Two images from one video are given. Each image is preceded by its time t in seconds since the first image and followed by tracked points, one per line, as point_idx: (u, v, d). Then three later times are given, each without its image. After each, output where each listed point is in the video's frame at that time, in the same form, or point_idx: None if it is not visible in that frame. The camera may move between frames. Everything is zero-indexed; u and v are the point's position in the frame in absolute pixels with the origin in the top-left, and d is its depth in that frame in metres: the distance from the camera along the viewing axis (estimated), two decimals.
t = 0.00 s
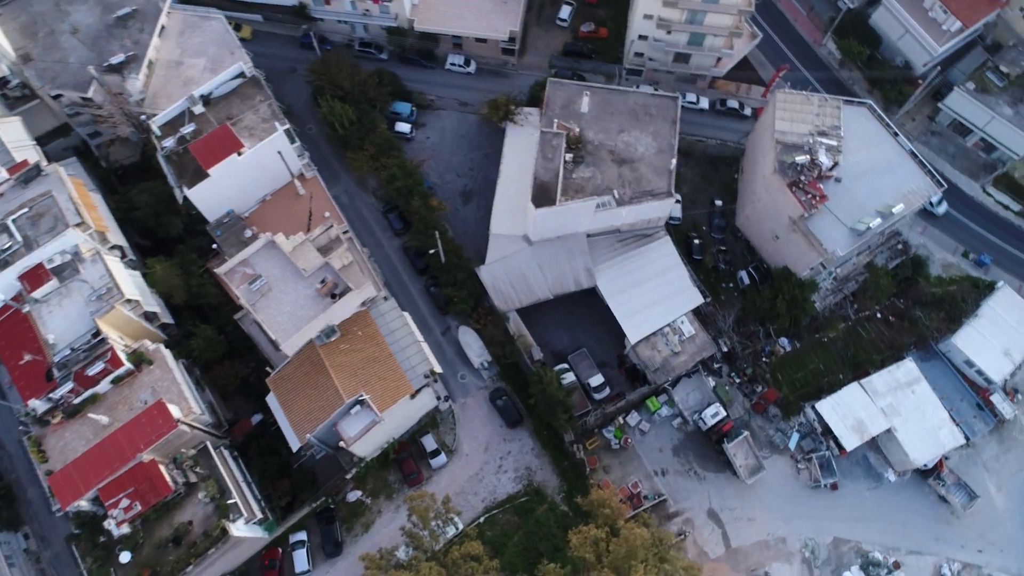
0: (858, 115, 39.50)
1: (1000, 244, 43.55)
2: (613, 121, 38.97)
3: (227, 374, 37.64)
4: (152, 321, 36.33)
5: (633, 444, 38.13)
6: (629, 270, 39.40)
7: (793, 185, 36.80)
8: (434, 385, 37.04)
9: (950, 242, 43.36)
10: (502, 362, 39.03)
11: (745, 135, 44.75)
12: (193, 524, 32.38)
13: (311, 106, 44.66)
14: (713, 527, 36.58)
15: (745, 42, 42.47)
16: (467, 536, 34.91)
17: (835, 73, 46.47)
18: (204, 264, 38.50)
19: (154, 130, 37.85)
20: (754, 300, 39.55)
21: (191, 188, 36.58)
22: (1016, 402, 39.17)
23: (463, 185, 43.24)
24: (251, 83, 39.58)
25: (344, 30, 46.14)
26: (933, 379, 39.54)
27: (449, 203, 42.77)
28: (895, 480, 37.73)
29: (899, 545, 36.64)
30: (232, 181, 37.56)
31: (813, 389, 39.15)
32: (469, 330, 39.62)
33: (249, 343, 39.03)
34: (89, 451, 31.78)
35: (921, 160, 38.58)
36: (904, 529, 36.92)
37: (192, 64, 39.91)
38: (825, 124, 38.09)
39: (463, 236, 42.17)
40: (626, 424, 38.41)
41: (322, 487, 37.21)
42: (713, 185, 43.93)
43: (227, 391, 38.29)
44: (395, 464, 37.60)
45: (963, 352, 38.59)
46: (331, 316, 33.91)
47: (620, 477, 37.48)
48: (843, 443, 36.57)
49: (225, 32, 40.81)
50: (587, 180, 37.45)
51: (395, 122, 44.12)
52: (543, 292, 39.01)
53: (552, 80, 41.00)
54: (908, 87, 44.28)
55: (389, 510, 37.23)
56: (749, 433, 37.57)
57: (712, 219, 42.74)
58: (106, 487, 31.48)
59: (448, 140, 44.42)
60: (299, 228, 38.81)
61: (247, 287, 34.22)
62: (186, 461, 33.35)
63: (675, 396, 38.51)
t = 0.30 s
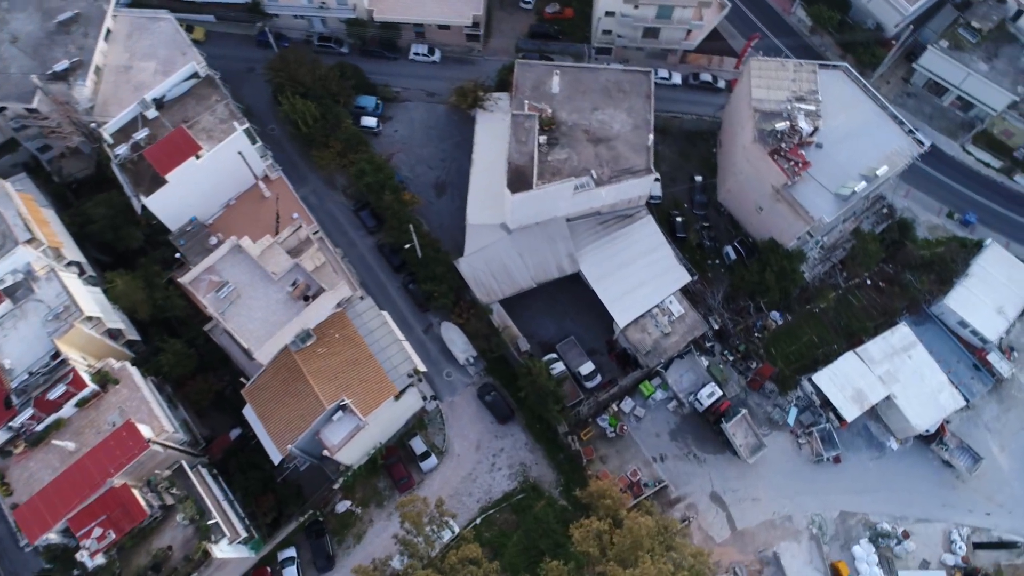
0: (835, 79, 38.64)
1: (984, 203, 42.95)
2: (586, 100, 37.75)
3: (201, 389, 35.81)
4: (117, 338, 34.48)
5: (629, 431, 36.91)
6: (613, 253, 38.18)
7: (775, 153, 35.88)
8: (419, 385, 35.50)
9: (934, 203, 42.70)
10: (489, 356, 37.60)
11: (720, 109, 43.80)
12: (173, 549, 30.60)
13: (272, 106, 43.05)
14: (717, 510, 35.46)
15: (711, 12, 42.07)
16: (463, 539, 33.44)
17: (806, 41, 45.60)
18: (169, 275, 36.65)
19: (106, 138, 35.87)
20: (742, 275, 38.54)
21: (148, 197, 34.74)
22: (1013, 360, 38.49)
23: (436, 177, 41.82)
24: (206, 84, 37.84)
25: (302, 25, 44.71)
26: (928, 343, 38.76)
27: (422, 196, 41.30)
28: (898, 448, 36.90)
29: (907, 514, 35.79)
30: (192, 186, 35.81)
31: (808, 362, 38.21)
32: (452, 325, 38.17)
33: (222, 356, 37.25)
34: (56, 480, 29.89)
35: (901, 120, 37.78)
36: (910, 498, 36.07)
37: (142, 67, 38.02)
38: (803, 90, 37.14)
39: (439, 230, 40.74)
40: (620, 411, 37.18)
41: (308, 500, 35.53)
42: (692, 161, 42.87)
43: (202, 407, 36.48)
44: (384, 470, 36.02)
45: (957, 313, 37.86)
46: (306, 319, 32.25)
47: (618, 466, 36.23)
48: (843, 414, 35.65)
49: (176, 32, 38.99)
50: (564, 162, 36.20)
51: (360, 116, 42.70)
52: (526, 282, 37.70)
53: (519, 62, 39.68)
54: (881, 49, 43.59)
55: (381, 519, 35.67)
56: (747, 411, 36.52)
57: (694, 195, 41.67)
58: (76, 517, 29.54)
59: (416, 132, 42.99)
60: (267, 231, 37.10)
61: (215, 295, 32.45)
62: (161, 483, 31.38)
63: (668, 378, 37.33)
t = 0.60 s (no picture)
0: (805, 41, 37.72)
1: (963, 158, 42.34)
2: (553, 78, 36.48)
3: (171, 408, 33.86)
4: (76, 362, 32.46)
5: (624, 417, 35.64)
6: (593, 234, 36.89)
7: (751, 119, 34.80)
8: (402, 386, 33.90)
9: (913, 162, 42.00)
10: (472, 351, 36.13)
11: (690, 81, 42.76)
12: None
13: (228, 109, 41.27)
14: (720, 492, 34.29)
15: None
16: (460, 543, 31.88)
17: (772, 7, 44.66)
18: (128, 291, 34.66)
19: (49, 151, 33.90)
20: (727, 248, 37.45)
21: (98, 210, 32.71)
22: (1006, 314, 37.83)
23: (404, 170, 40.35)
24: (153, 87, 36.04)
25: (252, 24, 43.10)
26: (920, 303, 37.95)
27: (391, 190, 39.79)
28: (898, 412, 36.06)
29: (912, 479, 34.91)
30: (146, 196, 33.92)
31: (800, 332, 37.20)
32: (432, 321, 36.61)
33: (191, 372, 35.36)
34: (17, 516, 27.75)
35: (875, 77, 36.98)
36: (915, 462, 35.21)
37: (84, 75, 35.94)
38: (774, 53, 36.13)
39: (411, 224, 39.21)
40: (613, 397, 35.91)
41: (294, 516, 33.75)
42: (666, 136, 41.74)
43: (174, 427, 34.56)
44: (372, 478, 34.36)
45: (946, 271, 37.14)
46: (277, 325, 30.46)
47: (615, 454, 34.93)
48: (840, 382, 34.70)
49: (118, 35, 36.96)
50: (535, 143, 34.89)
51: (320, 113, 41.16)
52: (506, 271, 36.29)
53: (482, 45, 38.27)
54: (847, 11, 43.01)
55: (372, 529, 33.96)
56: (743, 387, 35.44)
57: (670, 170, 40.53)
58: (42, 554, 27.41)
59: (380, 125, 41.53)
60: (230, 237, 35.28)
61: (177, 307, 30.66)
62: (133, 511, 29.45)
63: (659, 359, 36.16)
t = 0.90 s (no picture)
0: (779, 8, 36.80)
1: (943, 121, 41.69)
2: (525, 59, 35.20)
3: (143, 425, 32.10)
4: (40, 384, 30.59)
5: (619, 405, 34.45)
6: (574, 218, 35.70)
7: (730, 90, 33.82)
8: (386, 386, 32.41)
9: (894, 128, 41.27)
10: (457, 345, 34.74)
11: (664, 57, 41.71)
12: None
13: (187, 110, 39.60)
14: (722, 474, 33.24)
15: None
16: (457, 546, 30.51)
17: None
18: (91, 306, 32.85)
19: None
20: (714, 224, 36.39)
21: (52, 221, 31.05)
22: (999, 275, 37.15)
23: (376, 164, 39.11)
24: (105, 90, 34.33)
25: (208, 22, 41.51)
26: (912, 269, 37.19)
27: (363, 185, 38.50)
28: (897, 381, 35.24)
29: (916, 448, 34.09)
30: (104, 204, 32.20)
31: (793, 305, 36.24)
32: (414, 318, 35.20)
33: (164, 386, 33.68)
34: None
35: (853, 40, 36.10)
36: (918, 431, 34.41)
37: (31, 81, 33.45)
38: (749, 21, 35.12)
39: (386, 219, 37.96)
40: (606, 384, 34.71)
41: (281, 530, 32.18)
42: (643, 114, 40.65)
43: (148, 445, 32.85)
44: (361, 485, 32.82)
45: (936, 234, 36.41)
46: (250, 330, 28.79)
47: (612, 443, 33.75)
48: (838, 354, 33.80)
49: (67, 39, 34.48)
50: (510, 127, 33.61)
51: (285, 109, 39.72)
52: (487, 261, 34.97)
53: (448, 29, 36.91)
54: None
55: (364, 538, 32.45)
56: (739, 365, 34.40)
57: (650, 149, 39.42)
58: None
59: (348, 119, 40.29)
60: (195, 243, 33.54)
61: (142, 318, 29.02)
62: (108, 536, 27.47)
63: (652, 343, 34.98)
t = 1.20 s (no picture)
0: None
1: (929, 90, 40.93)
2: (500, 41, 33.93)
3: (117, 440, 30.38)
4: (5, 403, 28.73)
5: (615, 394, 33.28)
6: (560, 204, 34.47)
7: (714, 63, 32.82)
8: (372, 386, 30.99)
9: (879, 99, 40.47)
10: (445, 341, 33.43)
11: (644, 36, 40.59)
12: None
13: (152, 111, 38.04)
14: (725, 460, 32.19)
15: None
16: (455, 549, 29.20)
17: None
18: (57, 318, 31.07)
19: None
20: (703, 203, 35.35)
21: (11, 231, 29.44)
22: (995, 242, 36.40)
23: (352, 158, 38.03)
24: (62, 91, 32.64)
25: (170, 19, 39.95)
26: (908, 240, 36.30)
27: (339, 180, 37.39)
28: (898, 355, 34.37)
29: (921, 423, 33.22)
30: (65, 210, 30.56)
31: (789, 283, 35.32)
32: (398, 314, 33.89)
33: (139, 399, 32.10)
34: None
35: (836, 8, 35.20)
36: (922, 405, 33.52)
37: None
38: None
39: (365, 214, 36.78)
40: (601, 373, 33.56)
41: (270, 542, 30.72)
42: (625, 95, 39.55)
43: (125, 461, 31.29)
44: (351, 491, 31.38)
45: (930, 204, 35.58)
46: (225, 333, 27.37)
47: (610, 433, 32.61)
48: (837, 330, 32.86)
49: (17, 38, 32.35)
50: (488, 111, 32.34)
51: (254, 105, 38.40)
52: (472, 252, 33.69)
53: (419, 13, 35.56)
54: None
55: (357, 547, 31.00)
56: (737, 346, 33.34)
57: (634, 130, 38.34)
58: None
59: (320, 112, 39.12)
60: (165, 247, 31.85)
61: (109, 326, 27.43)
62: (82, 559, 26.14)
63: (646, 328, 33.87)
